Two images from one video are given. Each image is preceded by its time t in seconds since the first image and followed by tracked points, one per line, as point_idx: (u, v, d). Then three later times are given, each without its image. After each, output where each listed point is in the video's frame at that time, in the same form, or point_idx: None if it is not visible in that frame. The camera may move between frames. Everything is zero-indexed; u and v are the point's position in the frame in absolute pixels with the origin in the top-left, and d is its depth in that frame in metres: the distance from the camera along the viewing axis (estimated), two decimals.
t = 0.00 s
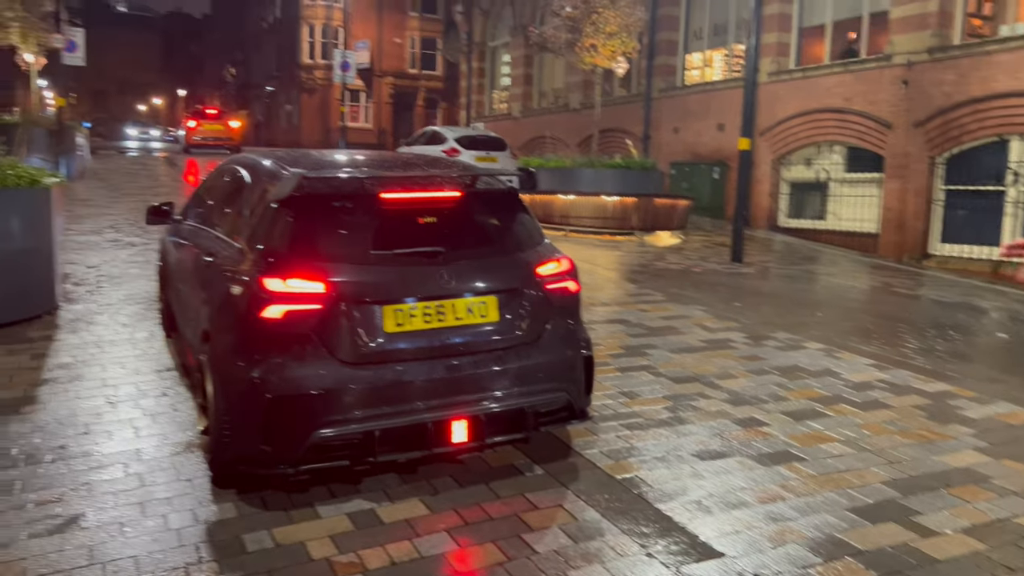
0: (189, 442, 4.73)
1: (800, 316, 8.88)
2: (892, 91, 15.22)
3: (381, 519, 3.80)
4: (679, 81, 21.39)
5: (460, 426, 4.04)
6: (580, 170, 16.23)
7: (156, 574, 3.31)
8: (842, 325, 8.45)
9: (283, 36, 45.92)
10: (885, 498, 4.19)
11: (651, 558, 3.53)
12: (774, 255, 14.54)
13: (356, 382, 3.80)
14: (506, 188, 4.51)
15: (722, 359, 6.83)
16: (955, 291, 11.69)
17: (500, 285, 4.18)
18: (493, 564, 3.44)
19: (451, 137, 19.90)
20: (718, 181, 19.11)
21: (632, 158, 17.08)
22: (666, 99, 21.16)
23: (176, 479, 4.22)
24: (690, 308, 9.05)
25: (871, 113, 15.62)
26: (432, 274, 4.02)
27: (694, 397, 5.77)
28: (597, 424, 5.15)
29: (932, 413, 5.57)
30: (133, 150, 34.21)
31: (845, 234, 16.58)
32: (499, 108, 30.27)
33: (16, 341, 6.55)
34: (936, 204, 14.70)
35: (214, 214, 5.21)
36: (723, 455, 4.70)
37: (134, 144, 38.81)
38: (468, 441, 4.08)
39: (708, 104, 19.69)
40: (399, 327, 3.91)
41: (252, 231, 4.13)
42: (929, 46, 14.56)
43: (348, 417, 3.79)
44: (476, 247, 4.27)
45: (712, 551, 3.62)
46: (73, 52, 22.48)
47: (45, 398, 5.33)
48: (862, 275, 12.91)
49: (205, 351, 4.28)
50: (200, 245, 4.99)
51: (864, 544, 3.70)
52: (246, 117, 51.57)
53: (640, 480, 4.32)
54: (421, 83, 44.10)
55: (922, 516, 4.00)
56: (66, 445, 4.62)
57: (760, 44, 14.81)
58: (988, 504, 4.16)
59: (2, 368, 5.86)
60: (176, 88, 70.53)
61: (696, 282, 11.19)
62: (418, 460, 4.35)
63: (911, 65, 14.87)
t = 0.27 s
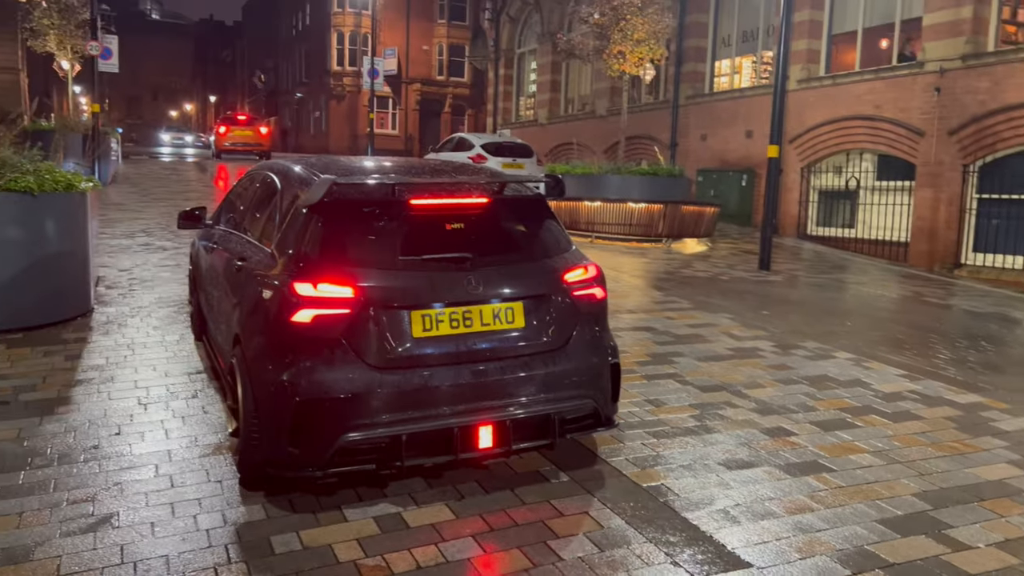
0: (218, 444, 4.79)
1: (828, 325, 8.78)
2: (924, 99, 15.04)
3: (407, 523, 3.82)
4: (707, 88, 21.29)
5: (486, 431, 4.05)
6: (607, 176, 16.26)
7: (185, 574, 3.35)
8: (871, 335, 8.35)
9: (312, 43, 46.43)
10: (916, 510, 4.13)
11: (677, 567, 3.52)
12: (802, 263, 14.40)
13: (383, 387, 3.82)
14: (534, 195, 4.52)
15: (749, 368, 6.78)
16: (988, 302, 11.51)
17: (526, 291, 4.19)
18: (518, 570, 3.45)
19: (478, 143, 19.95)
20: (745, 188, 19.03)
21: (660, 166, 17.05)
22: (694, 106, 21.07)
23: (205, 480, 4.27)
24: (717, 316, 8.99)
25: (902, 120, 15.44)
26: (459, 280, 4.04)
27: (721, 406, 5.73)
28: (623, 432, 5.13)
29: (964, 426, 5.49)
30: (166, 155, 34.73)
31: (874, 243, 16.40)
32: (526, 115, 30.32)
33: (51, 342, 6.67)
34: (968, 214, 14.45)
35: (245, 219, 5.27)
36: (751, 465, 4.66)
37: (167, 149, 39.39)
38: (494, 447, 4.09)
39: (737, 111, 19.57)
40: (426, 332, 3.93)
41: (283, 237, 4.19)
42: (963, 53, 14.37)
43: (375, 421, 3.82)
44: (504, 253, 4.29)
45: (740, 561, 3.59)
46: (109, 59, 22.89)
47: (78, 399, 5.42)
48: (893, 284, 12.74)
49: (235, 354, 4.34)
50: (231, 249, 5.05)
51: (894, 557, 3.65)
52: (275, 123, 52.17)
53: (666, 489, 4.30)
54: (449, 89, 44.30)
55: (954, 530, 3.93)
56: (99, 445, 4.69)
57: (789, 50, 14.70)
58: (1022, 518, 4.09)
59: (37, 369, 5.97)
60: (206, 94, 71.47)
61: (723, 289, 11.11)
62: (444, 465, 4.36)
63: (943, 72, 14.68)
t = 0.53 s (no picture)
0: (239, 443, 4.82)
1: (851, 329, 8.71)
2: (949, 102, 14.88)
3: (426, 524, 3.83)
4: (729, 90, 21.20)
5: (505, 433, 4.05)
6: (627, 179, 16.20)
7: (206, 571, 3.38)
8: (894, 340, 8.27)
9: (334, 47, 46.76)
10: (940, 517, 4.08)
11: (697, 571, 3.49)
12: (824, 267, 14.29)
13: (403, 387, 3.83)
14: (554, 197, 4.52)
15: (770, 371, 6.73)
16: (1014, 307, 11.35)
17: (546, 293, 4.19)
18: (537, 572, 3.44)
19: (497, 146, 19.97)
20: (767, 191, 18.91)
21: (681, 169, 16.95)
22: (715, 109, 20.97)
23: (226, 479, 4.31)
24: (738, 320, 8.94)
25: (927, 123, 15.28)
26: (479, 282, 4.05)
27: (742, 410, 5.70)
28: (642, 435, 5.11)
29: (989, 432, 5.41)
30: (190, 158, 35.09)
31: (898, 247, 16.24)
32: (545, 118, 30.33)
33: (76, 341, 6.76)
34: (994, 218, 14.28)
35: (267, 220, 5.31)
36: (772, 469, 4.63)
37: (191, 152, 39.80)
38: (513, 448, 4.09)
39: (758, 114, 19.45)
40: (446, 333, 3.95)
41: (304, 238, 4.21)
42: (989, 55, 14.19)
43: (394, 421, 3.83)
44: (523, 255, 4.29)
45: (760, 565, 3.56)
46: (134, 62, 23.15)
47: (102, 397, 5.48)
48: (916, 289, 12.61)
49: (257, 354, 4.37)
50: (253, 250, 5.09)
51: (917, 563, 3.60)
52: (297, 126, 52.55)
53: (686, 492, 4.28)
54: (469, 92, 44.40)
55: (978, 537, 3.88)
56: (122, 444, 4.74)
57: (812, 53, 14.59)
58: None
59: (62, 367, 6.05)
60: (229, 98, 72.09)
61: (744, 293, 11.05)
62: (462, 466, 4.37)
63: (969, 74, 14.51)
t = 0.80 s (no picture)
0: (255, 440, 4.84)
1: (868, 329, 8.63)
2: (969, 99, 14.72)
3: (441, 522, 3.82)
4: (745, 89, 21.08)
5: (520, 431, 4.04)
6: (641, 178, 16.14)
7: (222, 568, 3.39)
8: (913, 340, 8.18)
9: (349, 47, 46.92)
10: (959, 518, 4.03)
11: (713, 571, 3.47)
12: (841, 267, 14.17)
13: (418, 384, 3.83)
14: (570, 194, 4.50)
15: (787, 371, 6.68)
16: None
17: (561, 291, 4.17)
18: (552, 571, 3.42)
19: (512, 145, 19.95)
20: (783, 190, 18.78)
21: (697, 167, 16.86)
22: (731, 107, 20.86)
23: (242, 475, 4.32)
24: (754, 320, 8.89)
25: (946, 122, 15.12)
26: (494, 280, 4.04)
27: (759, 409, 5.65)
28: (658, 434, 5.09)
29: (1009, 433, 5.34)
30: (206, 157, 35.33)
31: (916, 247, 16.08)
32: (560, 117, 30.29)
33: (94, 339, 6.80)
34: (1014, 217, 14.09)
35: (283, 218, 5.32)
36: (788, 469, 4.59)
37: (209, 152, 40.07)
38: (528, 447, 4.08)
39: (775, 113, 19.33)
40: (461, 330, 3.94)
41: (320, 236, 4.22)
42: (1009, 52, 14.03)
43: (409, 419, 3.82)
44: (539, 252, 4.27)
45: (777, 566, 3.53)
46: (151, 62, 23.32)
47: (120, 394, 5.52)
48: (935, 289, 12.47)
49: (273, 350, 4.37)
50: (269, 248, 5.10)
51: (937, 564, 3.56)
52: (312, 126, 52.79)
53: (702, 492, 4.25)
54: (483, 92, 44.38)
55: (999, 539, 3.83)
56: (139, 440, 4.77)
57: (829, 51, 14.47)
58: None
59: (80, 364, 6.09)
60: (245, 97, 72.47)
61: (761, 292, 10.98)
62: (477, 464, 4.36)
63: (989, 72, 14.35)
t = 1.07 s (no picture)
0: (260, 435, 4.83)
1: (876, 325, 8.58)
2: (977, 95, 14.63)
3: (446, 517, 3.80)
4: (751, 85, 21.01)
5: (525, 426, 4.01)
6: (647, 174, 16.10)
7: (226, 563, 3.37)
8: (920, 336, 8.14)
9: (354, 43, 46.92)
10: (969, 515, 3.99)
11: (720, 567, 3.44)
12: (848, 263, 14.10)
13: (423, 380, 3.81)
14: (576, 189, 4.47)
15: (793, 367, 6.65)
16: None
17: (567, 286, 4.15)
18: (558, 566, 3.40)
19: (518, 141, 19.92)
20: (790, 186, 18.71)
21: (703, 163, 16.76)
22: (737, 104, 20.79)
23: (246, 471, 4.30)
24: (761, 316, 8.85)
25: (954, 118, 15.04)
26: (499, 275, 4.02)
27: (765, 406, 5.62)
28: (664, 430, 5.06)
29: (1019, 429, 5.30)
30: (213, 154, 35.37)
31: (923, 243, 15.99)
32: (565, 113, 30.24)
33: (99, 334, 6.80)
34: (1022, 213, 13.97)
35: (289, 212, 5.29)
36: (796, 465, 4.56)
37: (216, 149, 40.13)
38: (533, 442, 4.06)
39: (781, 109, 19.26)
40: (466, 325, 3.92)
41: (324, 230, 4.19)
42: (1017, 47, 13.93)
43: (414, 414, 3.80)
44: (545, 247, 4.25)
45: (784, 562, 3.50)
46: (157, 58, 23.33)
47: (124, 389, 5.51)
48: (943, 285, 12.41)
49: (277, 345, 4.35)
50: (274, 242, 5.07)
51: (947, 561, 3.53)
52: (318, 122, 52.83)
53: (709, 488, 4.22)
54: (489, 88, 44.34)
55: (1009, 535, 3.79)
56: (144, 435, 4.76)
57: (836, 46, 14.40)
58: None
59: (85, 359, 6.09)
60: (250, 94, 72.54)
61: (767, 289, 10.94)
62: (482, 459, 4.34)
63: (997, 68, 14.27)
